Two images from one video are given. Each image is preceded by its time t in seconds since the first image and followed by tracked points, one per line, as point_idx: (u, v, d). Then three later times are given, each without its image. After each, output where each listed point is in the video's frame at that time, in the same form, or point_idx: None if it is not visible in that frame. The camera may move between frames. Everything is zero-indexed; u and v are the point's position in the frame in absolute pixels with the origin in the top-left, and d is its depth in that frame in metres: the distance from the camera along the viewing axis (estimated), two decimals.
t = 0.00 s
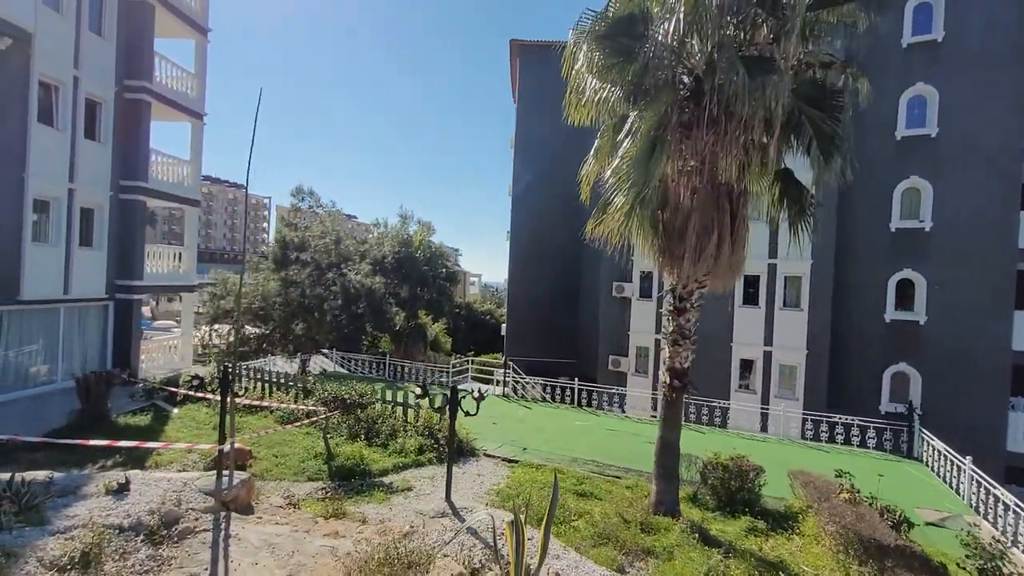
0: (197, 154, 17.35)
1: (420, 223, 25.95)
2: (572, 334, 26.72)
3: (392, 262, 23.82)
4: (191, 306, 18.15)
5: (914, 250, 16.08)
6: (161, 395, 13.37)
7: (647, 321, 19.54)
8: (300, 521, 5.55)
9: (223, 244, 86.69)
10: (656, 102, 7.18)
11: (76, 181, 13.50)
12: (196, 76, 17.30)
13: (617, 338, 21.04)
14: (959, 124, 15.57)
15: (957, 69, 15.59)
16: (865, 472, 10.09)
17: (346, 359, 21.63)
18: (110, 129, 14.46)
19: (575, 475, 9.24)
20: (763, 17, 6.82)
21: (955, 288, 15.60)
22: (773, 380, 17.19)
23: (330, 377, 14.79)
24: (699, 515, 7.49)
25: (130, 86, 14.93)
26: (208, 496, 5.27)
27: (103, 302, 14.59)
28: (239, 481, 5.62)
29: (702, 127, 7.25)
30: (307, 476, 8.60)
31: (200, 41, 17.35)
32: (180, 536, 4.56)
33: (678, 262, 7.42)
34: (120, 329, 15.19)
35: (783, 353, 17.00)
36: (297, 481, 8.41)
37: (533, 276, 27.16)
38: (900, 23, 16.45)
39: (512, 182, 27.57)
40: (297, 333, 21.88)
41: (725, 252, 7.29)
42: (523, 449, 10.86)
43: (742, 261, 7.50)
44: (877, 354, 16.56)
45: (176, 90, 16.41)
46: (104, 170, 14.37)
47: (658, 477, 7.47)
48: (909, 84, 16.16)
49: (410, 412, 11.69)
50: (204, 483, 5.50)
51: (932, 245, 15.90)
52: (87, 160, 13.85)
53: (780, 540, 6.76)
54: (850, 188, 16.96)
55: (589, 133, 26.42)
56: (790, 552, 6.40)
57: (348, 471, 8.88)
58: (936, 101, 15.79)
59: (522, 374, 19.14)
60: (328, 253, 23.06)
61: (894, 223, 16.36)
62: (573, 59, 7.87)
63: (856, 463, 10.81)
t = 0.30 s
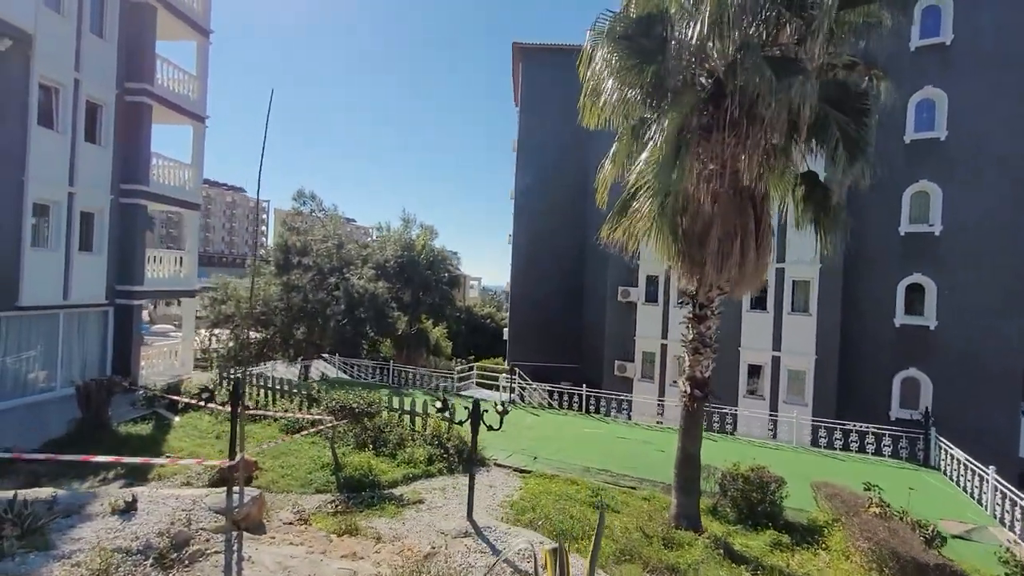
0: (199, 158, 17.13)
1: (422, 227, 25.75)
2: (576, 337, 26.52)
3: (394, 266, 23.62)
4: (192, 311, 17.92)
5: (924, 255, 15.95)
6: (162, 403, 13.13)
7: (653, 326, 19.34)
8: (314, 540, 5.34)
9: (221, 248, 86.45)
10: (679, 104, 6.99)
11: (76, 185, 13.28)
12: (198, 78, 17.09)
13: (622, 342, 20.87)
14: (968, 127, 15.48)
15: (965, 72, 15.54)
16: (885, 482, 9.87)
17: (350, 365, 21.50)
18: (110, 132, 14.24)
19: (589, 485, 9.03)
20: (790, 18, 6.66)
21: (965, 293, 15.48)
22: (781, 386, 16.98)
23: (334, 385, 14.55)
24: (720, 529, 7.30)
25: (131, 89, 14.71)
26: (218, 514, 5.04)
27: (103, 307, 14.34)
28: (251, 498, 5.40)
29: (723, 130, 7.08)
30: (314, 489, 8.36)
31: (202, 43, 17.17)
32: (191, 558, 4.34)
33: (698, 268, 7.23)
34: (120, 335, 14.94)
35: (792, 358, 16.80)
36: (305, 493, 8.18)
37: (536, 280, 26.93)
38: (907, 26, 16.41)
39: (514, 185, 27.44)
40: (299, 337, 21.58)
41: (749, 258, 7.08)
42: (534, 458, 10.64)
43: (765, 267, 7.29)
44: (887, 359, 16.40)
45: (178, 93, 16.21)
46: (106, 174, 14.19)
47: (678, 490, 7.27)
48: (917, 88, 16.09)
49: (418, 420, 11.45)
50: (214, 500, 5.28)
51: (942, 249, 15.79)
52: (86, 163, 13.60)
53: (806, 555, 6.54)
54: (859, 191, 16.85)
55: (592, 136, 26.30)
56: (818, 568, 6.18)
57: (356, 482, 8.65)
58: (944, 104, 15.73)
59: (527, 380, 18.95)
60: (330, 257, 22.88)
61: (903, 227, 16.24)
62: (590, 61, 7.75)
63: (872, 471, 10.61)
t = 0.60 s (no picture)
0: (203, 161, 16.97)
1: (426, 231, 25.56)
2: (579, 340, 26.40)
3: (398, 271, 23.44)
4: (195, 315, 17.72)
5: (933, 259, 15.89)
6: (167, 409, 12.94)
7: (660, 331, 19.20)
8: (337, 554, 5.19)
9: (219, 253, 86.11)
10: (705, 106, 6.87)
11: (81, 189, 13.12)
12: (202, 81, 16.95)
13: (628, 347, 20.75)
14: (977, 130, 15.45)
15: (973, 75, 15.52)
16: (904, 489, 9.73)
17: (354, 369, 21.58)
18: (115, 136, 14.09)
19: (606, 494, 8.86)
20: (818, 20, 6.56)
21: (976, 297, 15.39)
22: (790, 391, 16.81)
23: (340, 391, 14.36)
24: (745, 539, 7.15)
25: (135, 92, 14.54)
26: (240, 529, 4.89)
27: (105, 313, 14.12)
28: (271, 510, 5.25)
29: (746, 133, 7.00)
30: (327, 498, 8.19)
31: (206, 46, 17.04)
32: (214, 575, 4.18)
33: (721, 272, 7.11)
34: (123, 341, 14.71)
35: (801, 363, 16.65)
36: (318, 503, 8.00)
37: (539, 284, 26.78)
38: (914, 31, 16.42)
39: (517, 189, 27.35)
40: (301, 342, 21.09)
41: (773, 263, 6.96)
42: (547, 466, 10.48)
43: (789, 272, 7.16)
44: (897, 364, 16.28)
45: (183, 96, 16.07)
46: (110, 178, 14.02)
47: (702, 499, 7.12)
48: (925, 91, 16.08)
49: (428, 427, 11.28)
50: (234, 513, 5.13)
51: (951, 253, 15.72)
52: (90, 167, 13.42)
53: (835, 566, 6.37)
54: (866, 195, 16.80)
55: (594, 140, 26.30)
56: None
57: (370, 492, 8.48)
58: (953, 107, 15.71)
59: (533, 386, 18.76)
60: (333, 262, 22.72)
61: (912, 231, 16.17)
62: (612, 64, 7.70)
63: (891, 478, 10.48)
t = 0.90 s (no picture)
0: (207, 164, 16.80)
1: (429, 235, 25.36)
2: (580, 342, 26.25)
3: (402, 275, 23.01)
4: (197, 321, 17.50)
5: (943, 262, 15.81)
6: (172, 417, 12.73)
7: (666, 335, 19.07)
8: (359, 571, 5.06)
9: (217, 256, 85.78)
10: (732, 108, 6.76)
11: (86, 193, 13.00)
12: (206, 84, 16.81)
13: (634, 352, 20.61)
14: (987, 133, 15.39)
15: (982, 78, 15.48)
16: (924, 497, 9.59)
17: (357, 375, 21.35)
18: (118, 139, 13.92)
19: (624, 502, 8.71)
20: (846, 21, 6.47)
21: (985, 300, 15.32)
22: (800, 396, 16.60)
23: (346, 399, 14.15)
24: (770, 550, 7.00)
25: (139, 95, 14.39)
26: (260, 545, 4.77)
27: (107, 318, 13.91)
28: (292, 525, 5.12)
29: (770, 136, 6.90)
30: (339, 509, 8.00)
31: (210, 48, 16.90)
32: None
33: (745, 277, 7.01)
34: (125, 348, 14.50)
35: (809, 367, 16.51)
36: (330, 514, 7.83)
37: (541, 287, 26.62)
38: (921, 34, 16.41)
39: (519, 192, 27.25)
40: (303, 347, 21.32)
41: (800, 268, 6.82)
42: (561, 473, 10.30)
43: (815, 277, 7.04)
44: (906, 368, 16.19)
45: (187, 99, 15.90)
46: (113, 182, 13.82)
47: (726, 509, 6.97)
48: (933, 95, 16.06)
49: (439, 434, 11.08)
50: (254, 528, 5.02)
51: (961, 256, 15.66)
52: (93, 170, 13.24)
53: None
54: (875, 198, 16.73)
55: (597, 143, 26.26)
56: None
57: (383, 501, 8.30)
58: (961, 111, 15.68)
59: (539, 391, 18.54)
60: (336, 266, 22.56)
61: (920, 235, 16.12)
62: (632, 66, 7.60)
63: (910, 485, 10.34)
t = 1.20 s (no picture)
0: (207, 166, 16.59)
1: (430, 238, 25.15)
2: (581, 344, 26.08)
3: (403, 278, 22.73)
4: (197, 324, 17.26)
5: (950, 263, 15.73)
6: (172, 423, 12.50)
7: (671, 338, 18.94)
8: None
9: (213, 259, 85.21)
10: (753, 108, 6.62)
11: (85, 196, 12.80)
12: (207, 85, 16.61)
13: (638, 355, 20.47)
14: (993, 135, 15.34)
15: (987, 80, 15.45)
16: (941, 502, 9.45)
17: (357, 380, 20.71)
18: (118, 139, 13.72)
19: (638, 509, 8.55)
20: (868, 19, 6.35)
21: (992, 303, 15.23)
22: (806, 400, 16.50)
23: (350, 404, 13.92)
24: (791, 558, 6.84)
25: (139, 96, 14.20)
26: (274, 559, 4.70)
27: (107, 322, 13.68)
28: (306, 537, 5.02)
29: (790, 136, 6.76)
30: (348, 518, 7.81)
31: (211, 49, 16.72)
32: None
33: (764, 279, 6.84)
34: (124, 352, 14.26)
35: (815, 370, 16.40)
36: (338, 523, 7.64)
37: (542, 289, 26.40)
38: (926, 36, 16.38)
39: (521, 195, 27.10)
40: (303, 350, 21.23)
41: (821, 271, 6.68)
42: (571, 479, 10.13)
43: (836, 280, 6.90)
44: (913, 371, 16.08)
45: (187, 100, 15.69)
46: (112, 183, 13.59)
47: (746, 516, 6.82)
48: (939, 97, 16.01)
49: (447, 440, 10.88)
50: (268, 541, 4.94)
51: (967, 258, 15.58)
52: (93, 172, 13.04)
53: None
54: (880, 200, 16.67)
55: (599, 146, 26.17)
56: None
57: (392, 509, 8.11)
58: (967, 113, 15.64)
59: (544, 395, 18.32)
60: (337, 269, 22.35)
61: (926, 237, 16.06)
62: (649, 66, 7.56)
63: (924, 490, 10.20)
